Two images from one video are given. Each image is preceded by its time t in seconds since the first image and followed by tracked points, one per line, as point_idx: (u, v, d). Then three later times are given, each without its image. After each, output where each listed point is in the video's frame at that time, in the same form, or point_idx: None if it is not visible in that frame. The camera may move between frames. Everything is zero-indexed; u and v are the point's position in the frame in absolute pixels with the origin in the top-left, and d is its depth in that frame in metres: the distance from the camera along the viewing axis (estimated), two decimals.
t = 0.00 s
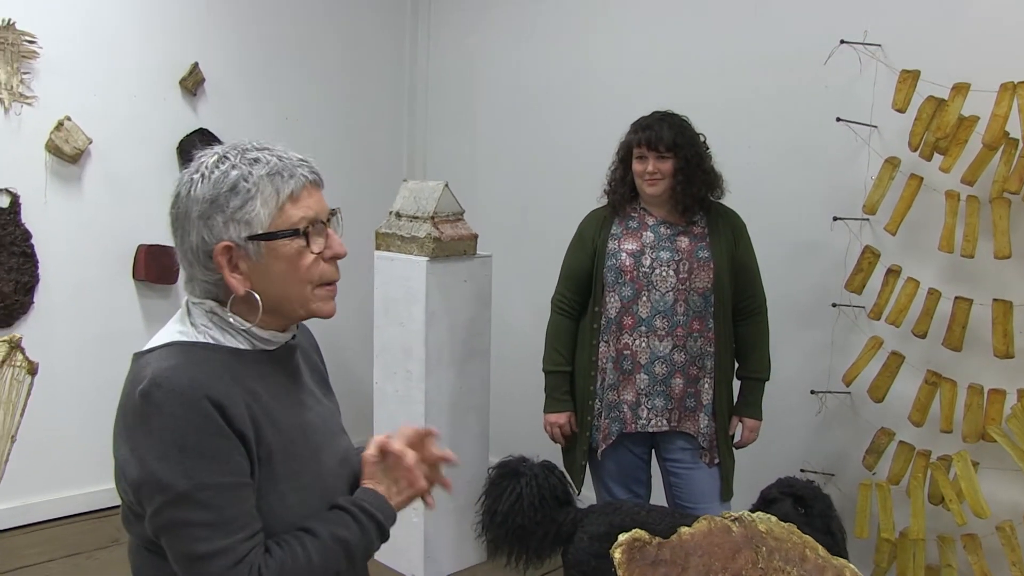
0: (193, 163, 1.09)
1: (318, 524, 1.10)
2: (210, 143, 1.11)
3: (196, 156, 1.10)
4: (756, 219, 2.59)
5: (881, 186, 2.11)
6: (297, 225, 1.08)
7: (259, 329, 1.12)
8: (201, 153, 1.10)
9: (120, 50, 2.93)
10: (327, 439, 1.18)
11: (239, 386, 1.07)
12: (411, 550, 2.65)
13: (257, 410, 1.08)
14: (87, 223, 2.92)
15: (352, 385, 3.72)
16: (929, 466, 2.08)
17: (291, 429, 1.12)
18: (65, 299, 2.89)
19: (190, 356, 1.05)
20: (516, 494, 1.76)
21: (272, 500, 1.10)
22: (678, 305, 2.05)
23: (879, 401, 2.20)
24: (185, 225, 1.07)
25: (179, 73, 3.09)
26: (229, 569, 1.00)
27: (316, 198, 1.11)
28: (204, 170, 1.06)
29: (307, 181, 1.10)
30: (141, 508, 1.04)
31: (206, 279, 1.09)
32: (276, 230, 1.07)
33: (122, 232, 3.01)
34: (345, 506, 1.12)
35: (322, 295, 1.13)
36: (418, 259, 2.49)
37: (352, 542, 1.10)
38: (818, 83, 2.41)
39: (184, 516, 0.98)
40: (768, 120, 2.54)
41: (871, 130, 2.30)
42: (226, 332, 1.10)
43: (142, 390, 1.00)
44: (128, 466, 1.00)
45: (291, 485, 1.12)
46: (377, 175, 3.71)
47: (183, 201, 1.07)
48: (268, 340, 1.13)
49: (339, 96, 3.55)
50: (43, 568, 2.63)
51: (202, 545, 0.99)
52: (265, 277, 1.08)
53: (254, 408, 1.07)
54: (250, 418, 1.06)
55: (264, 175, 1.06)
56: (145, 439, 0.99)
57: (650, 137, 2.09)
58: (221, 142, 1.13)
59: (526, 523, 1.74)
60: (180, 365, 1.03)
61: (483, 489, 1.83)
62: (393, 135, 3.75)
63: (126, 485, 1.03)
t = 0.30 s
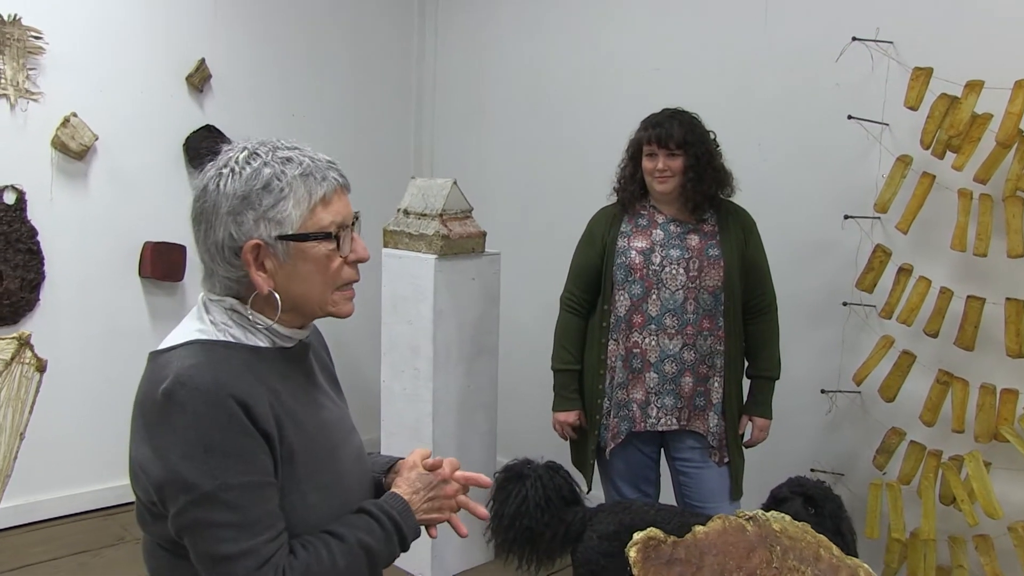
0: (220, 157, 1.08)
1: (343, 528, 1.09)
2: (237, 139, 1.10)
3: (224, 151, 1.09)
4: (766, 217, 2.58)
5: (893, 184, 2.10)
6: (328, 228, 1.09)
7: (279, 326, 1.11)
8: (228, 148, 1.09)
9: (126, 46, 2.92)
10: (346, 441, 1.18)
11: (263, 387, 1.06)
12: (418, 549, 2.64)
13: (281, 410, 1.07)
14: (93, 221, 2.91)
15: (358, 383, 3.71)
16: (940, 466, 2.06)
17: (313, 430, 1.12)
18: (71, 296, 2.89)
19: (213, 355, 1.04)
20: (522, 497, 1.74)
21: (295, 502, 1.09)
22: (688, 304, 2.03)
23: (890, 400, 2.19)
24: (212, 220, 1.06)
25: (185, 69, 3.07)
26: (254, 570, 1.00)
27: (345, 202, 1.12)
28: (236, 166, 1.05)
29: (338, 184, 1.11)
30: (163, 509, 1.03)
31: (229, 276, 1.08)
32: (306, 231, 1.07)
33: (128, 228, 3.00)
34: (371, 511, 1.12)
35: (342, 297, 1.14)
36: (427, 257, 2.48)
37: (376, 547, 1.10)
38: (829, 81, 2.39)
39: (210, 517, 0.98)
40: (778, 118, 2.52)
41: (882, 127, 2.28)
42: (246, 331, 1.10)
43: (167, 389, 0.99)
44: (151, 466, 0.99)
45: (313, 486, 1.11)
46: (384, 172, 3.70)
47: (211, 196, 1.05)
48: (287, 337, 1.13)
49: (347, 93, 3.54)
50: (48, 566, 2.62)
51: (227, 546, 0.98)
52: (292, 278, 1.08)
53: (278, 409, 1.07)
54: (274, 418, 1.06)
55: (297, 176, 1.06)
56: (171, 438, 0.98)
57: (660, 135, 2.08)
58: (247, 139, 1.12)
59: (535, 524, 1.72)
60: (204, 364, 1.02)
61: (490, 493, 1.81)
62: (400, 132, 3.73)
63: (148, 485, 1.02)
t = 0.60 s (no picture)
0: (228, 154, 1.07)
1: (363, 523, 1.09)
2: (243, 136, 1.09)
3: (232, 148, 1.07)
4: (773, 214, 2.57)
5: (902, 180, 2.08)
6: (341, 222, 1.08)
7: (291, 324, 1.10)
8: (236, 144, 1.08)
9: (130, 44, 2.91)
10: (361, 438, 1.18)
11: (282, 384, 1.05)
12: (424, 548, 2.63)
13: (300, 406, 1.07)
14: (96, 218, 2.90)
15: (363, 381, 3.70)
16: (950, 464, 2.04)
17: (330, 427, 1.11)
18: (74, 294, 2.87)
19: (232, 353, 1.03)
20: (527, 498, 1.73)
21: (315, 499, 1.09)
22: (696, 301, 2.02)
23: (899, 398, 2.17)
24: (225, 216, 1.04)
25: (189, 66, 3.06)
26: (281, 568, 0.99)
27: (355, 196, 1.11)
28: (248, 161, 1.04)
29: (348, 179, 1.10)
30: (184, 510, 1.02)
31: (241, 272, 1.06)
32: (321, 225, 1.06)
33: (131, 226, 2.99)
34: (389, 506, 1.12)
35: (355, 290, 1.13)
36: (432, 254, 2.46)
37: (397, 541, 1.10)
38: (838, 77, 2.38)
39: (235, 516, 0.97)
40: (786, 114, 2.51)
41: (892, 123, 2.27)
42: (261, 328, 1.08)
43: (187, 390, 0.99)
44: (172, 467, 0.98)
45: (332, 483, 1.11)
46: (388, 170, 3.68)
47: (223, 192, 1.04)
48: (296, 335, 1.11)
49: (351, 90, 3.53)
50: (53, 566, 2.61)
51: (253, 545, 0.98)
52: (308, 272, 1.07)
53: (298, 405, 1.06)
54: (294, 415, 1.05)
55: (310, 170, 1.06)
56: (193, 439, 0.98)
57: (667, 132, 2.07)
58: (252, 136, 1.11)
59: (542, 525, 1.72)
60: (223, 363, 1.01)
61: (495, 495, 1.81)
62: (405, 130, 3.72)
63: (168, 487, 1.01)
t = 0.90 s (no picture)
0: (256, 149, 1.05)
1: (372, 521, 1.09)
2: (262, 132, 1.08)
3: (257, 143, 1.06)
4: (775, 212, 2.55)
5: (906, 178, 2.06)
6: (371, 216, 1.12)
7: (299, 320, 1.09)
8: (261, 140, 1.06)
9: (127, 40, 2.88)
10: (366, 437, 1.18)
11: (293, 382, 1.04)
12: (424, 548, 2.62)
13: (310, 405, 1.06)
14: (92, 216, 2.87)
15: (363, 380, 3.68)
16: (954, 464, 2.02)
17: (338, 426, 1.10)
18: (71, 293, 2.85)
19: (243, 351, 1.02)
20: (527, 501, 1.72)
21: (324, 498, 1.08)
22: (698, 298, 2.01)
23: (902, 397, 2.16)
24: (266, 211, 1.02)
25: (186, 63, 3.04)
26: (294, 567, 0.98)
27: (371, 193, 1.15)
28: (286, 156, 1.04)
29: (367, 176, 1.14)
30: (193, 509, 1.01)
31: (277, 268, 1.05)
32: (356, 220, 1.09)
33: (128, 224, 2.96)
34: (394, 503, 1.12)
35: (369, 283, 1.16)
36: (433, 252, 2.44)
37: (404, 539, 1.10)
38: (841, 74, 2.36)
39: (249, 515, 0.96)
40: (789, 112, 2.49)
41: (895, 121, 2.25)
42: (272, 326, 1.08)
43: (199, 388, 0.97)
44: (184, 466, 0.97)
45: (341, 482, 1.10)
46: (387, 167, 3.66)
47: (264, 186, 1.02)
48: (307, 332, 1.10)
49: (350, 87, 3.51)
50: (49, 566, 2.59)
51: (267, 544, 0.97)
52: (343, 267, 1.09)
53: (308, 403, 1.06)
54: (304, 414, 1.05)
55: (345, 166, 1.08)
56: (206, 437, 0.97)
57: (668, 129, 2.05)
58: (267, 132, 1.09)
59: (543, 527, 1.69)
60: (234, 361, 1.00)
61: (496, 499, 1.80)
62: (404, 127, 3.70)
63: (178, 485, 1.00)
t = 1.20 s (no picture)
0: (274, 147, 1.05)
1: (391, 515, 1.10)
2: (274, 131, 1.08)
3: (273, 141, 1.06)
4: (784, 209, 2.53)
5: (916, 175, 2.04)
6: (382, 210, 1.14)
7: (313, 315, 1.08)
8: (276, 138, 1.06)
9: (133, 39, 2.88)
10: (380, 433, 1.17)
11: (316, 377, 1.04)
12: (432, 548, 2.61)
13: (331, 399, 1.06)
14: (98, 216, 2.87)
15: (369, 379, 3.67)
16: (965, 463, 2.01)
17: (356, 421, 1.10)
18: (77, 292, 2.85)
19: (266, 346, 1.01)
20: (534, 502, 1.68)
21: (345, 493, 1.08)
22: (706, 295, 1.99)
23: (913, 395, 2.14)
24: (293, 209, 1.03)
25: (192, 62, 3.03)
26: (321, 562, 0.98)
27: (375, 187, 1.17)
28: (308, 154, 1.05)
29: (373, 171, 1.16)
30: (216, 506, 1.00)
31: (303, 266, 1.05)
32: (372, 216, 1.11)
33: (134, 224, 2.96)
34: (412, 497, 1.13)
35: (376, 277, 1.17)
36: (439, 251, 2.43)
37: (423, 532, 1.11)
38: (850, 71, 2.35)
39: (277, 510, 0.96)
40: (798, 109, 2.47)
41: (905, 118, 2.24)
42: (288, 322, 1.07)
43: (225, 384, 0.97)
44: (210, 463, 0.96)
45: (360, 478, 1.10)
46: (393, 166, 3.65)
47: (289, 184, 1.03)
48: (319, 327, 1.09)
49: (355, 86, 3.50)
50: (55, 566, 2.59)
51: (295, 540, 0.96)
52: (361, 262, 1.10)
53: (330, 398, 1.05)
54: (327, 408, 1.04)
55: (360, 162, 1.10)
56: (232, 433, 0.96)
57: (675, 126, 2.03)
58: (277, 130, 1.10)
59: (551, 528, 1.66)
60: (258, 355, 1.00)
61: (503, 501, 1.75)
62: (410, 126, 3.69)
63: (200, 483, 0.99)
